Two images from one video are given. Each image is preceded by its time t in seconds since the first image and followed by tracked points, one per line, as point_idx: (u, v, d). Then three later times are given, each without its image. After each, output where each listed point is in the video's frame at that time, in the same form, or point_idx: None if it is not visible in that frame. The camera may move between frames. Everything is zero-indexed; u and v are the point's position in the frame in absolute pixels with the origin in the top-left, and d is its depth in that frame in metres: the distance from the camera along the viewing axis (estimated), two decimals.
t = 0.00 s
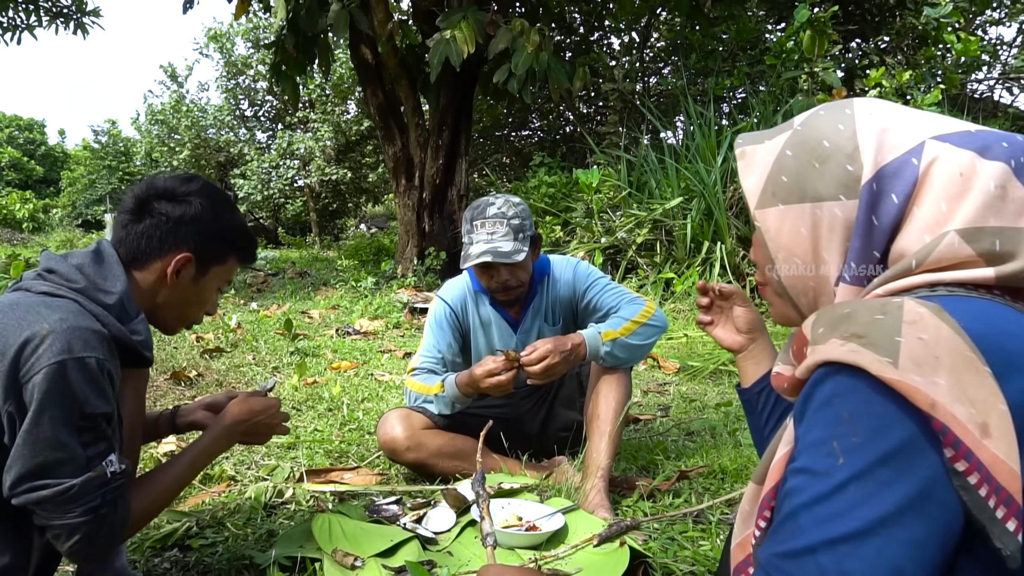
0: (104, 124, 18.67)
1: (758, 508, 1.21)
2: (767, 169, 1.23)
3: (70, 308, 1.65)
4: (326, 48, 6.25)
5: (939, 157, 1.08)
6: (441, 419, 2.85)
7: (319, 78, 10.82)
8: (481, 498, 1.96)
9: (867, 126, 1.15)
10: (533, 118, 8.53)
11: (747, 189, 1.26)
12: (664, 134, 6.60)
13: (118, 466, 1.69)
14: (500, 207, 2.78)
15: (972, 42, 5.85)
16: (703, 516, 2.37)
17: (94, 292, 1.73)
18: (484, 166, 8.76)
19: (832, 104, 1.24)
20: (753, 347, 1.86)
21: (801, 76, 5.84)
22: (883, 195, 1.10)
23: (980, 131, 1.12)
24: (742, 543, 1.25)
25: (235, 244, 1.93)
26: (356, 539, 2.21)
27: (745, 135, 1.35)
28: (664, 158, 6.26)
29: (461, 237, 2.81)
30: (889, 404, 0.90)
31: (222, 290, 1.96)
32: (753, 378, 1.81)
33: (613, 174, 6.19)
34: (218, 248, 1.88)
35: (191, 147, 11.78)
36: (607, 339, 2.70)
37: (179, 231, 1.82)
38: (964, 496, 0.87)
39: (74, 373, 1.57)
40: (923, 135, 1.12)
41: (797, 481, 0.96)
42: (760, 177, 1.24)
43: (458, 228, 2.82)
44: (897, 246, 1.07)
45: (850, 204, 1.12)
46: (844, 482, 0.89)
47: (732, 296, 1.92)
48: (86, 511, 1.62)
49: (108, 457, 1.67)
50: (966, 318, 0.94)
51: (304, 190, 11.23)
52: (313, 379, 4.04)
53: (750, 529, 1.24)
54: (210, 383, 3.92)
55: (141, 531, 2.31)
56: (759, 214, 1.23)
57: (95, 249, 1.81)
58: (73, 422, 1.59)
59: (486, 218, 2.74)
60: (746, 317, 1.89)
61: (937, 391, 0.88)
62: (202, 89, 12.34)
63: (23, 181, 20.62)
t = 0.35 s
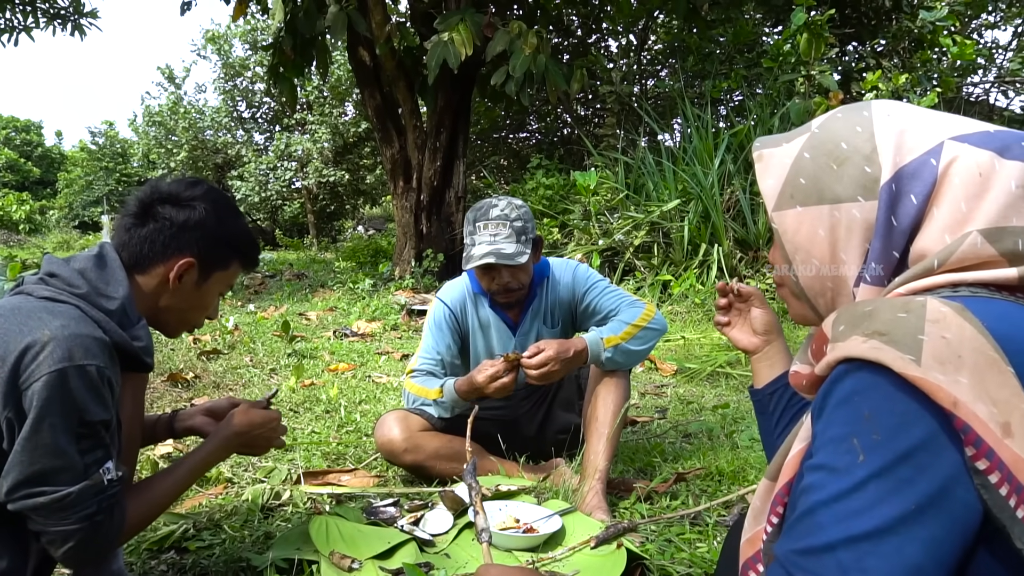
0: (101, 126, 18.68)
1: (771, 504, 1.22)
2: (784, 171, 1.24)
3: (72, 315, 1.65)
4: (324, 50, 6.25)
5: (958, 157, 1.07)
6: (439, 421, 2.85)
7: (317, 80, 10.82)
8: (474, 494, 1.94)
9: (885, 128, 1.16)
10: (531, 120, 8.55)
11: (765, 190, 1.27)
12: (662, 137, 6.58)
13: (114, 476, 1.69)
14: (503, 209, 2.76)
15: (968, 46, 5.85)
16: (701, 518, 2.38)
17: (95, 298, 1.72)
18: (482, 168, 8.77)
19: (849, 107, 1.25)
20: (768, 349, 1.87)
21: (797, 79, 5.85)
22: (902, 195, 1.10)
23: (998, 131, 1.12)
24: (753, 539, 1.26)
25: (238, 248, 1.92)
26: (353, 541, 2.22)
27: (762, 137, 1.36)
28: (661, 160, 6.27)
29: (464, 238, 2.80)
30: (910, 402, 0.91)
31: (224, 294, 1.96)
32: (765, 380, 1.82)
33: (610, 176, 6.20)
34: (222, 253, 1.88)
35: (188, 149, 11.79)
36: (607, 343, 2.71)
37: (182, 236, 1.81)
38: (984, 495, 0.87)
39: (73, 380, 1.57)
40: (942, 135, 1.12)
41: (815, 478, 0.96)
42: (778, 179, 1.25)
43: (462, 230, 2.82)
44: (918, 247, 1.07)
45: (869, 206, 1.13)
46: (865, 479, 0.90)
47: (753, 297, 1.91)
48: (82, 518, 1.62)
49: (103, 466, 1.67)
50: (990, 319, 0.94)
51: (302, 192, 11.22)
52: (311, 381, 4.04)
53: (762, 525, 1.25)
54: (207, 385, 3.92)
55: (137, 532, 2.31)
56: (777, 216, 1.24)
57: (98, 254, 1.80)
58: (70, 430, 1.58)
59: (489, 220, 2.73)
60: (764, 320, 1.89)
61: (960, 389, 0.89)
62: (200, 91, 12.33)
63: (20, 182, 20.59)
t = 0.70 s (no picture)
0: (100, 127, 18.68)
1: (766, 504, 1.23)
2: (777, 179, 1.26)
3: (89, 323, 1.65)
4: (323, 52, 6.25)
5: (944, 163, 1.09)
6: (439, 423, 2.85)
7: (316, 82, 10.83)
8: (471, 494, 1.94)
9: (874, 135, 1.17)
10: (530, 122, 8.55)
11: (759, 199, 1.28)
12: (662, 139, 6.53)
13: (133, 487, 1.68)
14: (500, 212, 2.77)
15: (967, 47, 5.86)
16: (700, 519, 2.38)
17: (110, 306, 1.72)
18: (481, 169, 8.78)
19: (839, 116, 1.26)
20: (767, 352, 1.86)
21: (796, 80, 5.85)
22: (890, 200, 1.11)
23: (984, 136, 1.14)
24: (748, 541, 1.27)
25: (241, 247, 1.91)
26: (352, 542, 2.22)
27: (755, 147, 1.38)
28: (660, 162, 6.28)
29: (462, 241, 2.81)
30: (900, 399, 0.92)
31: (232, 294, 1.95)
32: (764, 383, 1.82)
33: (610, 178, 6.21)
34: (224, 251, 1.87)
35: (187, 151, 11.80)
36: (604, 344, 2.71)
37: (179, 232, 1.82)
38: (972, 489, 0.89)
39: (92, 389, 1.57)
40: (929, 141, 1.14)
41: (809, 476, 0.97)
42: (771, 187, 1.26)
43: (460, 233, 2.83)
44: (907, 250, 1.09)
45: (859, 210, 1.14)
46: (858, 476, 0.91)
47: (753, 300, 1.90)
48: (97, 529, 1.61)
49: (119, 475, 1.66)
50: (979, 319, 0.95)
51: (301, 194, 11.22)
52: (310, 383, 4.04)
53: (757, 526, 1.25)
54: (206, 387, 3.91)
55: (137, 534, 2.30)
56: (771, 223, 1.25)
57: (110, 260, 1.80)
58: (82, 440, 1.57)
59: (485, 223, 2.74)
60: (763, 322, 1.87)
61: (947, 385, 0.90)
62: (199, 92, 12.33)
63: (18, 184, 20.57)
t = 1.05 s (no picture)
0: (101, 129, 18.71)
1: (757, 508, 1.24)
2: (758, 187, 1.26)
3: (160, 338, 1.56)
4: (324, 54, 6.26)
5: (920, 167, 1.10)
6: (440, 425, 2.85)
7: (316, 84, 10.85)
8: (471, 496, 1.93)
9: (851, 141, 1.18)
10: (531, 123, 8.56)
11: (741, 208, 1.28)
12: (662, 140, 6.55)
13: (277, 445, 1.55)
14: (502, 213, 2.77)
15: (967, 48, 5.86)
16: (701, 521, 2.38)
17: (173, 322, 1.63)
18: (481, 171, 8.78)
19: (817, 122, 1.26)
20: (759, 356, 1.87)
21: (796, 82, 5.84)
22: (870, 205, 1.12)
23: (960, 138, 1.14)
24: (740, 545, 1.28)
25: (275, 254, 1.78)
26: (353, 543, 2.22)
27: (736, 156, 1.38)
28: (661, 163, 6.28)
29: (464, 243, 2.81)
30: (881, 400, 0.93)
31: (268, 305, 1.82)
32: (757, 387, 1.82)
33: (610, 180, 6.21)
34: (256, 260, 1.74)
35: (188, 153, 11.83)
36: (607, 347, 2.72)
37: (210, 244, 1.70)
38: (953, 487, 0.91)
39: (189, 389, 1.46)
40: (906, 145, 1.14)
41: (797, 481, 0.98)
42: (753, 196, 1.27)
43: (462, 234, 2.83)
44: (888, 253, 1.10)
45: (840, 215, 1.15)
46: (845, 479, 0.92)
47: (743, 304, 1.91)
48: (277, 482, 1.52)
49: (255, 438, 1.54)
50: (956, 320, 0.97)
51: (302, 196, 11.22)
52: (310, 385, 4.05)
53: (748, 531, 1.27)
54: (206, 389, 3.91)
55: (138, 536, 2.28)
56: (754, 231, 1.25)
57: (165, 276, 1.67)
58: (206, 432, 1.46)
59: (488, 223, 2.75)
60: (754, 325, 1.88)
61: (924, 385, 0.91)
62: (200, 94, 12.34)
63: (19, 186, 20.59)
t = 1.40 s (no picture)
0: (100, 130, 18.70)
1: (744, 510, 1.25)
2: (739, 195, 1.27)
3: (192, 348, 1.61)
4: (323, 55, 6.25)
5: (896, 170, 1.11)
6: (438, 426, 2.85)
7: (316, 85, 10.86)
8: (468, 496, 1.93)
9: (827, 147, 1.18)
10: (530, 124, 8.56)
11: (723, 216, 1.29)
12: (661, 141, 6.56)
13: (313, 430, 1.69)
14: (503, 214, 2.77)
15: (966, 49, 5.85)
16: (699, 521, 2.38)
17: (205, 336, 1.67)
18: (481, 172, 8.78)
19: (795, 129, 1.27)
20: (749, 360, 1.87)
21: (796, 83, 5.83)
22: (848, 209, 1.13)
23: (936, 140, 1.15)
24: (730, 546, 1.29)
25: (297, 269, 1.80)
26: (352, 544, 2.23)
27: (719, 164, 1.39)
28: (660, 164, 6.29)
29: (465, 243, 2.81)
30: (862, 402, 0.94)
31: (287, 318, 1.85)
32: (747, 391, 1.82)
33: (609, 181, 6.21)
34: (278, 274, 1.76)
35: (187, 154, 11.84)
36: (608, 350, 2.72)
37: (234, 258, 1.73)
38: (934, 487, 0.91)
39: (229, 391, 1.55)
40: (881, 149, 1.15)
41: (782, 484, 0.98)
42: (735, 204, 1.27)
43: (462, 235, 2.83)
44: (867, 256, 1.11)
45: (818, 221, 1.15)
46: (830, 481, 0.92)
47: (732, 308, 1.92)
48: (325, 460, 1.66)
49: (292, 427, 1.66)
50: (933, 320, 0.98)
51: (301, 197, 11.22)
52: (310, 386, 4.05)
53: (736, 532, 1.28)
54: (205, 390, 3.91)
55: (137, 538, 2.28)
56: (736, 238, 1.26)
57: (196, 290, 1.70)
58: (249, 426, 1.56)
59: (489, 224, 2.75)
60: (742, 329, 1.89)
61: (903, 387, 0.92)
62: (199, 95, 12.34)
63: (19, 187, 20.58)
